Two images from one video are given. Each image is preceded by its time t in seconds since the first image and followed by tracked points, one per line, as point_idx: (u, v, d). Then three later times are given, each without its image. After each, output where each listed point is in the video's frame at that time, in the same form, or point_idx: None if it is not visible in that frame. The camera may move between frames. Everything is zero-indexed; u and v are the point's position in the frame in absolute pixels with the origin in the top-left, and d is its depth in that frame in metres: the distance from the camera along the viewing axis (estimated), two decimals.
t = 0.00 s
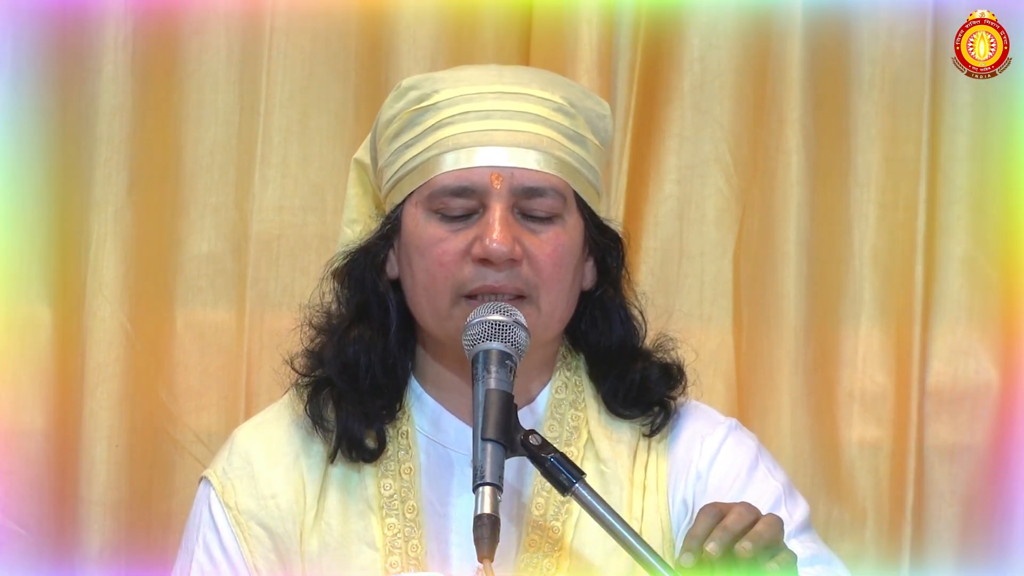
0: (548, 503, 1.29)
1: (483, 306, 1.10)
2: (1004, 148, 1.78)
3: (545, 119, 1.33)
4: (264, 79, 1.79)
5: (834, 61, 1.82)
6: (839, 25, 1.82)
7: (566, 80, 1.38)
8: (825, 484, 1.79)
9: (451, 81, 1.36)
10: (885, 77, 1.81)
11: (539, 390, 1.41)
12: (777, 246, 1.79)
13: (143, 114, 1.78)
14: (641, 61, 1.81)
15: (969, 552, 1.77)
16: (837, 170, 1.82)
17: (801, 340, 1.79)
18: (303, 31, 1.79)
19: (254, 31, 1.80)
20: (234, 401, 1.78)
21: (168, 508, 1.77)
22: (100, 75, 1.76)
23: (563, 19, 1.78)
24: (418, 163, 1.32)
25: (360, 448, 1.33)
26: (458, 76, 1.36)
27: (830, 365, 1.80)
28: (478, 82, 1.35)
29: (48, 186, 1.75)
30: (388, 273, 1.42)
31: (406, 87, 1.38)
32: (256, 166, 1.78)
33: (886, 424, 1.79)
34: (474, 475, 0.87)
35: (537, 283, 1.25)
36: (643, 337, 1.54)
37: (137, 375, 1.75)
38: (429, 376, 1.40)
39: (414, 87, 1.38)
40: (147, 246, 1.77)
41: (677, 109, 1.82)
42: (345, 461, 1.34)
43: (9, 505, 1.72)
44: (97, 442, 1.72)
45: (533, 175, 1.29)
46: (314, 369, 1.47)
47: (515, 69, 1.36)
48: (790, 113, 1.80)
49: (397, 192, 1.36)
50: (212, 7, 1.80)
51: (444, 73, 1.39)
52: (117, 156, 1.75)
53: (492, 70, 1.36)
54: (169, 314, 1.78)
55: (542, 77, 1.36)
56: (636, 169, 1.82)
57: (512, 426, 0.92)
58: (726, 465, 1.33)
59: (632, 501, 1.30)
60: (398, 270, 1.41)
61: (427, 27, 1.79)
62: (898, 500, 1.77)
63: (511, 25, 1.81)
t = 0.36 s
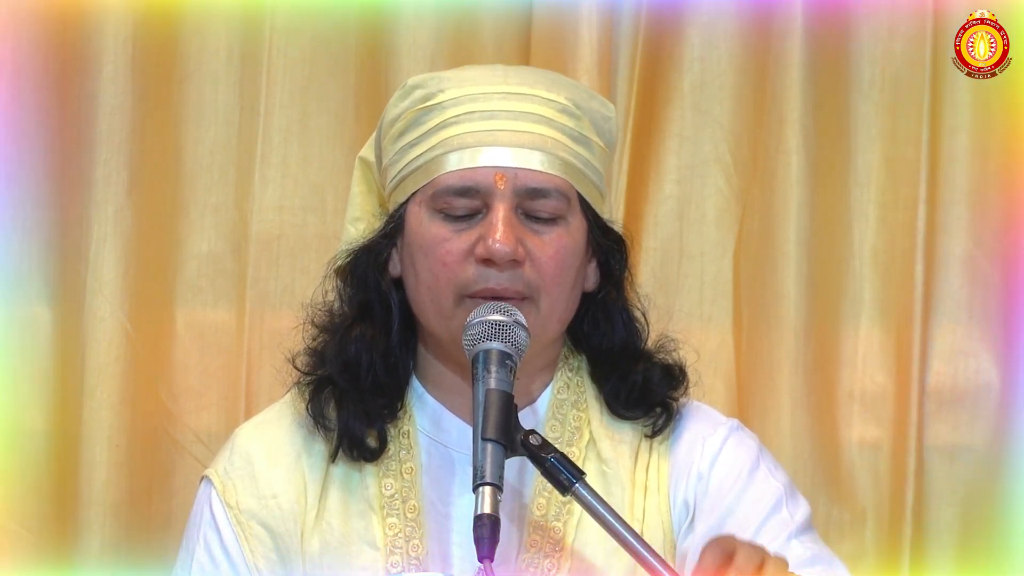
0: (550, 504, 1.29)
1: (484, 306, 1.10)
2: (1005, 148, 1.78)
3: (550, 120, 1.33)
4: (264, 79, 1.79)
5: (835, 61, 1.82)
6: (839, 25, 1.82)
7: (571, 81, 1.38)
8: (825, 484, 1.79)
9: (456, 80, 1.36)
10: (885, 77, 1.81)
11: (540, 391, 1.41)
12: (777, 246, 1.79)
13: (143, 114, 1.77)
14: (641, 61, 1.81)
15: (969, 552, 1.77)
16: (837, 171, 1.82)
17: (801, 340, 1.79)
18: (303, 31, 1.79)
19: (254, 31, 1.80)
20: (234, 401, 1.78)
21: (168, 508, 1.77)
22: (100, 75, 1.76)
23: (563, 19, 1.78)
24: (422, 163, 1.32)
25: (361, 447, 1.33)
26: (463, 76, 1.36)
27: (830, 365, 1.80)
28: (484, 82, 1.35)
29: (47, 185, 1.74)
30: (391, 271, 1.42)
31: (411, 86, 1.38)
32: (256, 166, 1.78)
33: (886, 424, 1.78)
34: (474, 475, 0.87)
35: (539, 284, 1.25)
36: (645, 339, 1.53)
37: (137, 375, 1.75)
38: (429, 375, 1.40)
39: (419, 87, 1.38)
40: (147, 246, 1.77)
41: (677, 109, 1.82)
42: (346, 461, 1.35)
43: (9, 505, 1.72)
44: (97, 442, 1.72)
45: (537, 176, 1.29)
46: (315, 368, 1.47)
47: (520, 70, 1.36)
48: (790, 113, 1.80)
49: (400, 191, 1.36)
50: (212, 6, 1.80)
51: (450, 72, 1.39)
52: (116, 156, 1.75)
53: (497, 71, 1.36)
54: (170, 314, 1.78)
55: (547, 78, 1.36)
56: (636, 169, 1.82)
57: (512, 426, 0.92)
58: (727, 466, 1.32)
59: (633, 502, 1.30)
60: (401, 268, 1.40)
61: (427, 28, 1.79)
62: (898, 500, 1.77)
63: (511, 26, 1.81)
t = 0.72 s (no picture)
0: (549, 504, 1.30)
1: (483, 306, 1.10)
2: (1004, 148, 1.78)
3: (548, 120, 1.33)
4: (264, 79, 1.79)
5: (835, 61, 1.82)
6: (838, 25, 1.82)
7: (569, 81, 1.38)
8: (825, 484, 1.79)
9: (455, 81, 1.36)
10: (885, 77, 1.81)
11: (539, 390, 1.41)
12: (777, 246, 1.79)
13: (143, 114, 1.78)
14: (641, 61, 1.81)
15: (969, 552, 1.77)
16: (836, 171, 1.82)
17: (801, 340, 1.79)
18: (303, 31, 1.79)
19: (253, 31, 1.80)
20: (234, 401, 1.78)
21: (169, 508, 1.77)
22: (100, 75, 1.76)
23: (563, 19, 1.79)
24: (420, 163, 1.32)
25: (360, 447, 1.33)
26: (461, 76, 1.36)
27: (829, 365, 1.81)
28: (482, 82, 1.35)
29: (47, 186, 1.74)
30: (389, 272, 1.43)
31: (409, 86, 1.38)
32: (256, 166, 1.78)
33: (886, 424, 1.78)
34: (474, 475, 0.87)
35: (538, 284, 1.25)
36: (644, 338, 1.53)
37: (137, 375, 1.75)
38: (428, 376, 1.40)
39: (417, 87, 1.38)
40: (147, 246, 1.77)
41: (677, 109, 1.82)
42: (345, 462, 1.35)
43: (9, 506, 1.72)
44: (97, 443, 1.72)
45: (536, 176, 1.29)
46: (314, 369, 1.47)
47: (518, 70, 1.36)
48: (791, 113, 1.80)
49: (399, 192, 1.36)
50: (213, 7, 1.80)
51: (448, 72, 1.39)
52: (117, 155, 1.75)
53: (496, 70, 1.36)
54: (170, 314, 1.78)
55: (545, 78, 1.36)
56: (636, 169, 1.83)
57: (512, 426, 0.92)
58: (726, 465, 1.31)
59: (633, 502, 1.30)
60: (399, 269, 1.41)
61: (427, 27, 1.79)
62: (898, 500, 1.77)
63: (511, 26, 1.81)
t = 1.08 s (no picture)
0: (548, 504, 1.29)
1: (483, 306, 1.09)
2: (1003, 148, 1.79)
3: (545, 118, 1.33)
4: (264, 79, 1.79)
5: (835, 61, 1.82)
6: (838, 25, 1.82)
7: (564, 80, 1.38)
8: (825, 484, 1.79)
9: (451, 80, 1.36)
10: (885, 76, 1.81)
11: (539, 390, 1.41)
12: (777, 246, 1.79)
13: (143, 114, 1.78)
14: (641, 61, 1.81)
15: (969, 552, 1.77)
16: (836, 170, 1.82)
17: (801, 339, 1.79)
18: (303, 31, 1.79)
19: (254, 31, 1.80)
20: (234, 401, 1.78)
21: (168, 508, 1.77)
22: (100, 75, 1.76)
23: (563, 19, 1.79)
24: (418, 163, 1.33)
25: (359, 450, 1.33)
26: (457, 76, 1.36)
27: (829, 365, 1.80)
28: (478, 82, 1.35)
29: (47, 186, 1.75)
30: (387, 273, 1.42)
31: (405, 87, 1.38)
32: (256, 165, 1.78)
33: (886, 424, 1.79)
34: (474, 475, 0.87)
35: (537, 282, 1.24)
36: (642, 338, 1.54)
37: (137, 375, 1.75)
38: (428, 377, 1.40)
39: (413, 87, 1.38)
40: (147, 246, 1.77)
41: (677, 109, 1.82)
42: (344, 463, 1.34)
43: (8, 507, 1.71)
44: (97, 442, 1.73)
45: (534, 174, 1.29)
46: (312, 371, 1.46)
47: (514, 68, 1.36)
48: (791, 113, 1.80)
49: (396, 192, 1.36)
50: (213, 6, 1.80)
51: (443, 72, 1.39)
52: (116, 155, 1.75)
53: (491, 70, 1.36)
54: (170, 314, 1.78)
55: (541, 77, 1.36)
56: (635, 168, 1.82)
57: (512, 425, 0.92)
58: (725, 465, 1.31)
59: (631, 502, 1.31)
60: (397, 270, 1.41)
61: (427, 28, 1.80)
62: (898, 500, 1.77)
63: (511, 25, 1.81)
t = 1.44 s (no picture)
0: (545, 504, 1.29)
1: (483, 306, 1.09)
2: (1004, 147, 1.78)
3: (538, 116, 1.34)
4: (264, 79, 1.79)
5: (835, 61, 1.82)
6: (838, 25, 1.82)
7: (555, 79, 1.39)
8: (825, 483, 1.79)
9: (443, 81, 1.36)
10: (885, 77, 1.81)
11: (537, 389, 1.41)
12: (777, 246, 1.80)
13: (143, 114, 1.78)
14: (641, 61, 1.81)
15: (969, 552, 1.77)
16: (836, 170, 1.82)
17: (801, 339, 1.79)
18: (303, 31, 1.79)
19: (254, 31, 1.81)
20: (234, 401, 1.78)
21: (168, 508, 1.77)
22: (100, 75, 1.76)
23: (562, 19, 1.79)
24: (413, 164, 1.32)
25: (357, 456, 1.33)
26: (449, 76, 1.37)
27: (829, 365, 1.81)
28: (470, 82, 1.35)
29: (47, 185, 1.75)
30: (382, 277, 1.42)
31: (396, 89, 1.38)
32: (256, 165, 1.78)
33: (886, 424, 1.79)
34: (474, 475, 0.87)
35: (538, 278, 1.24)
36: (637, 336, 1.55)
37: (137, 375, 1.75)
38: (427, 379, 1.40)
39: (404, 90, 1.38)
40: (147, 246, 1.77)
41: (677, 109, 1.82)
42: (342, 470, 1.35)
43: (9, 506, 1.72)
44: (97, 442, 1.72)
45: (531, 170, 1.29)
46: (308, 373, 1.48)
47: (505, 68, 1.37)
48: (791, 113, 1.80)
49: (389, 195, 1.36)
50: (213, 6, 1.80)
51: (434, 74, 1.40)
52: (116, 155, 1.75)
53: (482, 70, 1.36)
54: (170, 314, 1.78)
55: (532, 76, 1.37)
56: (635, 169, 1.82)
57: (512, 425, 0.92)
58: (721, 464, 1.31)
59: (629, 501, 1.30)
60: (393, 274, 1.40)
61: (427, 28, 1.79)
62: (898, 500, 1.77)
63: (511, 26, 1.81)
